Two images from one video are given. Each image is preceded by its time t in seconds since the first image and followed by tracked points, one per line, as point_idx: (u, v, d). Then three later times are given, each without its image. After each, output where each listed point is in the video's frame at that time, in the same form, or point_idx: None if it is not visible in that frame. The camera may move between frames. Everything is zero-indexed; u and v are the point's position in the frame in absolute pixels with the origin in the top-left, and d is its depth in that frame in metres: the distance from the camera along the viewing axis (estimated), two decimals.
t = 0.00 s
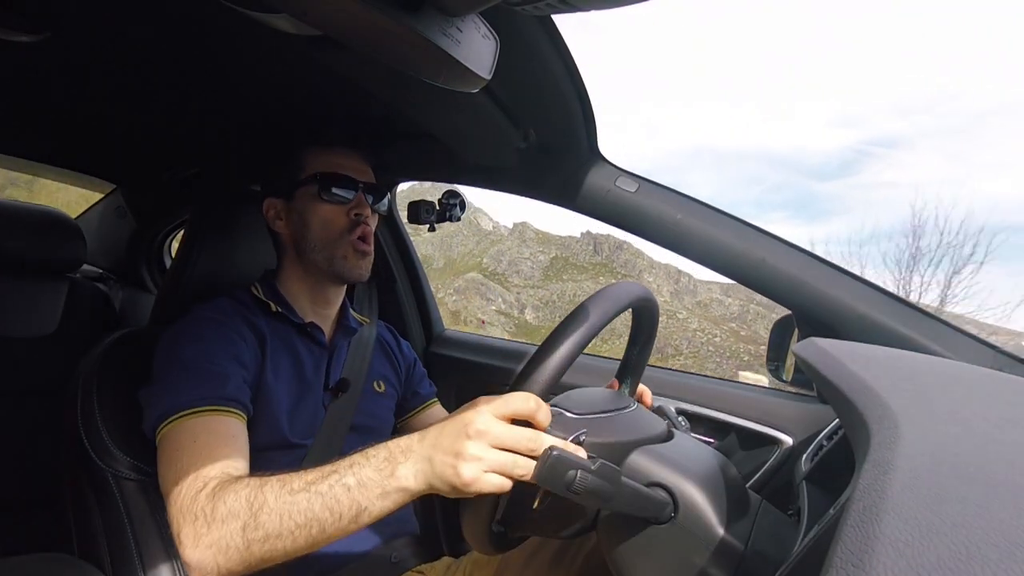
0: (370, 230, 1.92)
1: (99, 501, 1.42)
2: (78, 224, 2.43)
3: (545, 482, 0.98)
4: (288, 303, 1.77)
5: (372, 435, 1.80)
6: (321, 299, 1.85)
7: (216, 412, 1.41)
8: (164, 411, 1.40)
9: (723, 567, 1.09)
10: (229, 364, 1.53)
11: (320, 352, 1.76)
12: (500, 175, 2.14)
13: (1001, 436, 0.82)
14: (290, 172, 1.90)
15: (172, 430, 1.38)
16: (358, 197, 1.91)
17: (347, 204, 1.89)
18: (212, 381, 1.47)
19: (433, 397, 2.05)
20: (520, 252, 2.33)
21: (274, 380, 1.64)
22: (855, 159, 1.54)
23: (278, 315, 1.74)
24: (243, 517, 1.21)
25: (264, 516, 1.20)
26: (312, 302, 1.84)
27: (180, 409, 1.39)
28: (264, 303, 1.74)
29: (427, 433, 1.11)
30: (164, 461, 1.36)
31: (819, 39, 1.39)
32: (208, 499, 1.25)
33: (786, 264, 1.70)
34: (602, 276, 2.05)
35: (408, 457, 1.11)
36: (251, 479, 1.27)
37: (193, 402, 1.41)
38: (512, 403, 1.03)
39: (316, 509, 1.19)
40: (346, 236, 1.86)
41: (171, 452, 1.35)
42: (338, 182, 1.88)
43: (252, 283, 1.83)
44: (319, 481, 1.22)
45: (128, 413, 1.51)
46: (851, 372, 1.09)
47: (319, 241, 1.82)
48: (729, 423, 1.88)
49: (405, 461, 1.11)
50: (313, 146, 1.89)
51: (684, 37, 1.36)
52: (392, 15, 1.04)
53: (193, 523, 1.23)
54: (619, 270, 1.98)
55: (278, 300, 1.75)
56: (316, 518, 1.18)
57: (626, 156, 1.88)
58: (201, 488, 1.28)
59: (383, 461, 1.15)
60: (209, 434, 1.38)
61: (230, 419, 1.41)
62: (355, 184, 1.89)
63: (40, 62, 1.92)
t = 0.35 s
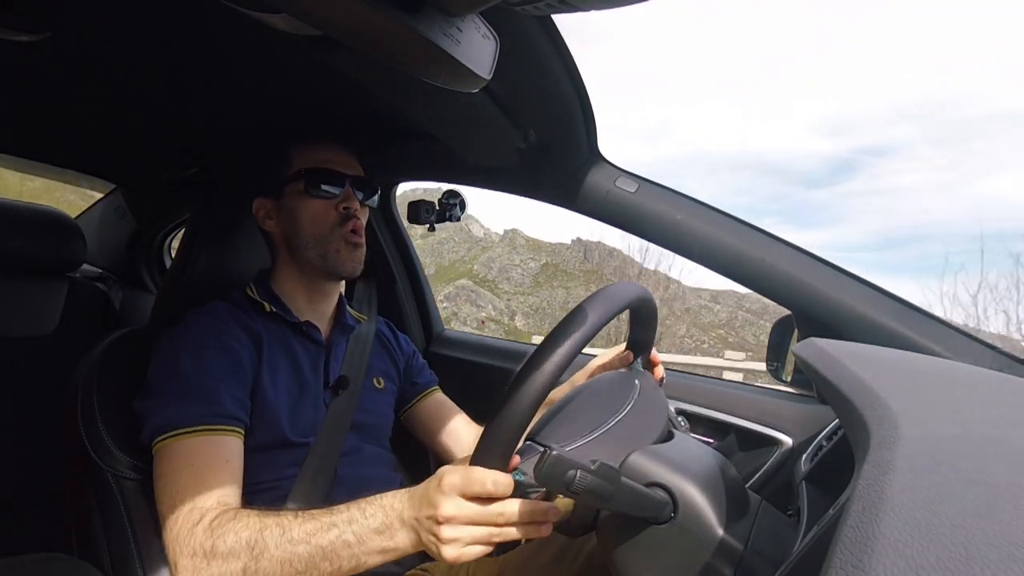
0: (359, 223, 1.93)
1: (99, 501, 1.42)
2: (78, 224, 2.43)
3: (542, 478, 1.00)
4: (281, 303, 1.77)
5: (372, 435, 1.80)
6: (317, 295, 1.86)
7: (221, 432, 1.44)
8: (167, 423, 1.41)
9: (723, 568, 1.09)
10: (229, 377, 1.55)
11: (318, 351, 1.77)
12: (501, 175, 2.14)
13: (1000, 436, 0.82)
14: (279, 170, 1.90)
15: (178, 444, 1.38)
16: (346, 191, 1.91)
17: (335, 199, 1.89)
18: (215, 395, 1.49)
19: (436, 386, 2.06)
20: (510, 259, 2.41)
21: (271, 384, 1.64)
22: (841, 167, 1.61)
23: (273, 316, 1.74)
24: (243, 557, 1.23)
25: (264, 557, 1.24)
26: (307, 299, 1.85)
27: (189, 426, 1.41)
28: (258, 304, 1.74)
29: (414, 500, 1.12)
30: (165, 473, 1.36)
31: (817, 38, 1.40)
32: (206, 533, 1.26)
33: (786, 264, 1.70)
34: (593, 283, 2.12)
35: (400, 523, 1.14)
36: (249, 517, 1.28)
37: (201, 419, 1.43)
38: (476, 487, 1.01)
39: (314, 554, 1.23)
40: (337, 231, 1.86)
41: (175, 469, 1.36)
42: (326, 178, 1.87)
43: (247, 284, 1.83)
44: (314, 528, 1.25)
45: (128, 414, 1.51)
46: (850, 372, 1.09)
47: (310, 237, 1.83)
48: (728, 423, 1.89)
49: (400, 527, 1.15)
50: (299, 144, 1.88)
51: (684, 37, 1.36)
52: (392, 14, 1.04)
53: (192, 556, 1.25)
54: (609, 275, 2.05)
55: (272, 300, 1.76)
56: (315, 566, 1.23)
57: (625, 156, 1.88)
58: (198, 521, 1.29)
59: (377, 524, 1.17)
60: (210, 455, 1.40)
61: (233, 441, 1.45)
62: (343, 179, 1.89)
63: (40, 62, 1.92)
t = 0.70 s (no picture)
0: (364, 229, 1.91)
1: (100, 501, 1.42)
2: (78, 224, 2.44)
3: (543, 476, 1.00)
4: (284, 304, 1.77)
5: (373, 435, 1.80)
6: (318, 296, 1.85)
7: (222, 439, 1.43)
8: (168, 426, 1.41)
9: (724, 567, 1.09)
10: (231, 381, 1.55)
11: (320, 353, 1.77)
12: (502, 174, 2.15)
13: (1002, 436, 0.82)
14: (280, 171, 1.89)
15: (181, 450, 1.38)
16: (351, 197, 1.89)
17: (339, 203, 1.87)
18: (219, 399, 1.49)
19: (440, 377, 2.08)
20: (486, 258, 2.44)
21: (273, 387, 1.63)
22: (814, 170, 1.59)
23: (276, 318, 1.74)
24: (245, 567, 1.24)
25: (266, 568, 1.24)
26: (309, 301, 1.84)
27: (192, 431, 1.41)
28: (260, 306, 1.74)
29: (412, 522, 1.14)
30: (167, 479, 1.36)
31: (816, 39, 1.36)
32: (207, 542, 1.26)
33: (786, 263, 1.71)
34: (567, 281, 2.15)
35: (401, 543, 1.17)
36: (251, 527, 1.28)
37: (202, 422, 1.43)
38: (471, 524, 1.05)
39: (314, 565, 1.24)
40: (339, 236, 1.84)
41: (177, 474, 1.36)
42: (332, 181, 1.86)
43: (251, 284, 1.83)
44: (314, 540, 1.26)
45: (129, 414, 1.51)
46: (851, 372, 1.10)
47: (311, 240, 1.81)
48: (728, 422, 1.89)
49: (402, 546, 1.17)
50: (302, 146, 1.88)
51: (683, 38, 1.36)
52: (392, 14, 1.04)
53: (193, 564, 1.25)
54: (585, 275, 2.10)
55: (274, 301, 1.76)
56: None
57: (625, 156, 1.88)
58: (199, 529, 1.28)
59: (377, 542, 1.20)
60: (212, 462, 1.39)
61: (234, 448, 1.44)
62: (348, 184, 1.88)
63: (40, 62, 1.92)
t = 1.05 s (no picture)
0: (359, 229, 1.90)
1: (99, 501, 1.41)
2: (78, 224, 2.44)
3: (542, 476, 1.00)
4: (282, 304, 1.78)
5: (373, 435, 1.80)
6: (316, 295, 1.85)
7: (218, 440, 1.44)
8: (168, 427, 1.40)
9: (724, 567, 1.10)
10: (231, 382, 1.55)
11: (319, 353, 1.77)
12: (501, 174, 2.15)
13: (1001, 437, 0.82)
14: (280, 171, 1.89)
15: (179, 452, 1.38)
16: (347, 197, 1.89)
17: (335, 203, 1.87)
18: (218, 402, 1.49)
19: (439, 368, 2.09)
20: (454, 254, 2.51)
21: (272, 387, 1.63)
22: (778, 170, 1.62)
23: (274, 318, 1.74)
24: (242, 571, 1.24)
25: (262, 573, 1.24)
26: (308, 301, 1.85)
27: (191, 433, 1.41)
28: (259, 306, 1.74)
29: (408, 535, 1.15)
30: (162, 480, 1.35)
31: (814, 38, 1.38)
32: (203, 545, 1.25)
33: (785, 264, 1.70)
34: (534, 277, 2.32)
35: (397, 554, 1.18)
36: (247, 531, 1.28)
37: (202, 424, 1.43)
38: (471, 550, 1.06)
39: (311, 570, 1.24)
40: (335, 235, 1.84)
41: (173, 476, 1.35)
42: (325, 181, 1.86)
43: (250, 284, 1.84)
44: (311, 548, 1.26)
45: (129, 414, 1.51)
46: (849, 372, 1.10)
47: (307, 240, 1.81)
48: (728, 422, 1.89)
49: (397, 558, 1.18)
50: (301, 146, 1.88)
51: (682, 38, 1.37)
52: (392, 14, 1.04)
53: (189, 567, 1.24)
54: (552, 271, 2.25)
55: (273, 302, 1.76)
56: None
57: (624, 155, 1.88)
58: (195, 532, 1.27)
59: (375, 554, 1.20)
60: (209, 465, 1.40)
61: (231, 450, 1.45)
62: (343, 183, 1.87)
63: (40, 62, 1.92)
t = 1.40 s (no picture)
0: (360, 236, 1.89)
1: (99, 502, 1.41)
2: (78, 224, 2.44)
3: (541, 478, 1.00)
4: (282, 308, 1.77)
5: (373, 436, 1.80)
6: (316, 300, 1.85)
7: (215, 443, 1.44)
8: (168, 431, 1.41)
9: (723, 567, 1.10)
10: (231, 384, 1.55)
11: (319, 355, 1.77)
12: (501, 174, 2.15)
13: (1001, 437, 0.82)
14: (280, 171, 1.88)
15: (175, 454, 1.39)
16: (348, 202, 1.88)
17: (336, 208, 1.86)
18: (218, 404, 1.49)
19: (438, 361, 2.10)
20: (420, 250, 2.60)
21: (272, 389, 1.63)
22: (737, 172, 1.69)
23: (274, 320, 1.74)
24: None
25: None
26: (309, 306, 1.85)
27: (189, 436, 1.41)
28: (259, 308, 1.74)
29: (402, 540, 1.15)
30: (157, 483, 1.35)
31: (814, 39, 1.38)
32: (192, 550, 1.25)
33: (787, 264, 1.70)
34: (497, 273, 2.41)
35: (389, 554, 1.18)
36: (237, 535, 1.27)
37: (203, 429, 1.44)
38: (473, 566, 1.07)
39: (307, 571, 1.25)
40: (335, 241, 1.83)
41: (167, 479, 1.35)
42: (328, 184, 1.85)
43: (250, 285, 1.84)
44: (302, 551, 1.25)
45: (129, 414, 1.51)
46: (849, 372, 1.10)
47: (307, 245, 1.81)
48: (727, 422, 1.89)
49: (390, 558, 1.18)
50: (302, 147, 1.87)
51: (680, 38, 1.37)
52: (392, 14, 1.04)
53: (178, 571, 1.25)
54: (515, 268, 2.34)
55: (273, 305, 1.76)
56: None
57: (624, 155, 1.88)
58: (184, 537, 1.27)
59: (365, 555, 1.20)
60: (204, 468, 1.40)
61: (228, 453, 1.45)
62: (344, 187, 1.86)
63: (40, 61, 1.92)
